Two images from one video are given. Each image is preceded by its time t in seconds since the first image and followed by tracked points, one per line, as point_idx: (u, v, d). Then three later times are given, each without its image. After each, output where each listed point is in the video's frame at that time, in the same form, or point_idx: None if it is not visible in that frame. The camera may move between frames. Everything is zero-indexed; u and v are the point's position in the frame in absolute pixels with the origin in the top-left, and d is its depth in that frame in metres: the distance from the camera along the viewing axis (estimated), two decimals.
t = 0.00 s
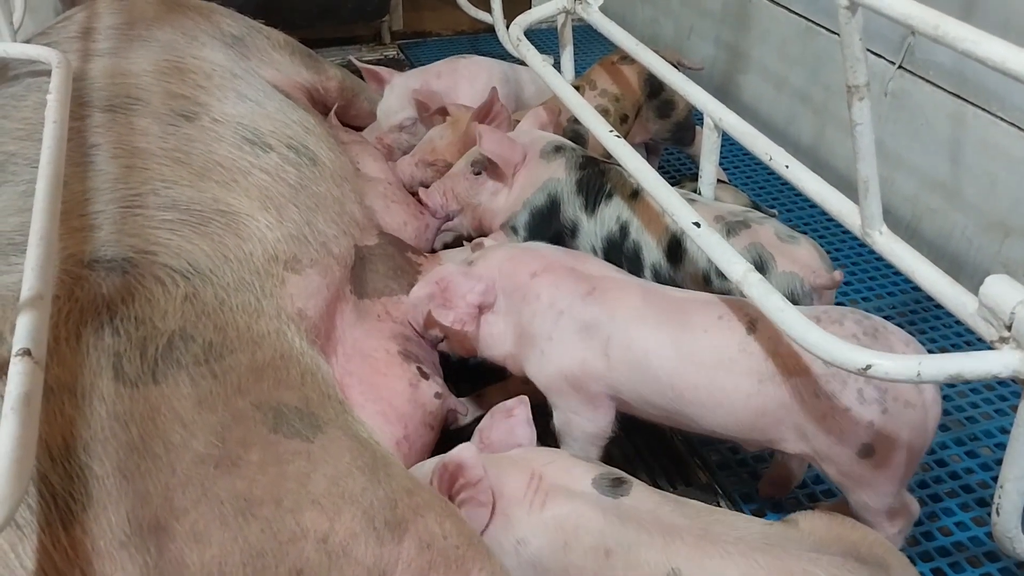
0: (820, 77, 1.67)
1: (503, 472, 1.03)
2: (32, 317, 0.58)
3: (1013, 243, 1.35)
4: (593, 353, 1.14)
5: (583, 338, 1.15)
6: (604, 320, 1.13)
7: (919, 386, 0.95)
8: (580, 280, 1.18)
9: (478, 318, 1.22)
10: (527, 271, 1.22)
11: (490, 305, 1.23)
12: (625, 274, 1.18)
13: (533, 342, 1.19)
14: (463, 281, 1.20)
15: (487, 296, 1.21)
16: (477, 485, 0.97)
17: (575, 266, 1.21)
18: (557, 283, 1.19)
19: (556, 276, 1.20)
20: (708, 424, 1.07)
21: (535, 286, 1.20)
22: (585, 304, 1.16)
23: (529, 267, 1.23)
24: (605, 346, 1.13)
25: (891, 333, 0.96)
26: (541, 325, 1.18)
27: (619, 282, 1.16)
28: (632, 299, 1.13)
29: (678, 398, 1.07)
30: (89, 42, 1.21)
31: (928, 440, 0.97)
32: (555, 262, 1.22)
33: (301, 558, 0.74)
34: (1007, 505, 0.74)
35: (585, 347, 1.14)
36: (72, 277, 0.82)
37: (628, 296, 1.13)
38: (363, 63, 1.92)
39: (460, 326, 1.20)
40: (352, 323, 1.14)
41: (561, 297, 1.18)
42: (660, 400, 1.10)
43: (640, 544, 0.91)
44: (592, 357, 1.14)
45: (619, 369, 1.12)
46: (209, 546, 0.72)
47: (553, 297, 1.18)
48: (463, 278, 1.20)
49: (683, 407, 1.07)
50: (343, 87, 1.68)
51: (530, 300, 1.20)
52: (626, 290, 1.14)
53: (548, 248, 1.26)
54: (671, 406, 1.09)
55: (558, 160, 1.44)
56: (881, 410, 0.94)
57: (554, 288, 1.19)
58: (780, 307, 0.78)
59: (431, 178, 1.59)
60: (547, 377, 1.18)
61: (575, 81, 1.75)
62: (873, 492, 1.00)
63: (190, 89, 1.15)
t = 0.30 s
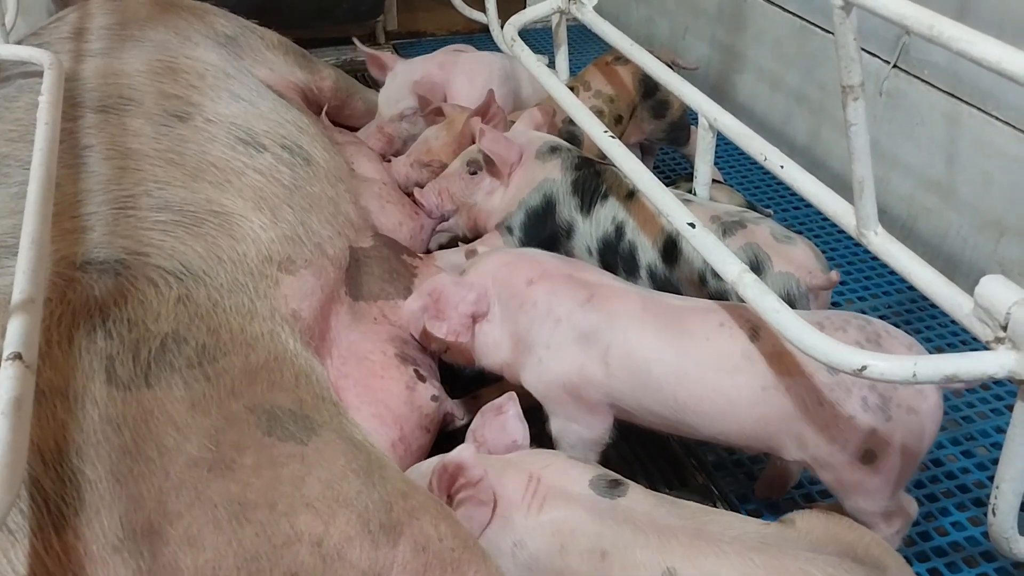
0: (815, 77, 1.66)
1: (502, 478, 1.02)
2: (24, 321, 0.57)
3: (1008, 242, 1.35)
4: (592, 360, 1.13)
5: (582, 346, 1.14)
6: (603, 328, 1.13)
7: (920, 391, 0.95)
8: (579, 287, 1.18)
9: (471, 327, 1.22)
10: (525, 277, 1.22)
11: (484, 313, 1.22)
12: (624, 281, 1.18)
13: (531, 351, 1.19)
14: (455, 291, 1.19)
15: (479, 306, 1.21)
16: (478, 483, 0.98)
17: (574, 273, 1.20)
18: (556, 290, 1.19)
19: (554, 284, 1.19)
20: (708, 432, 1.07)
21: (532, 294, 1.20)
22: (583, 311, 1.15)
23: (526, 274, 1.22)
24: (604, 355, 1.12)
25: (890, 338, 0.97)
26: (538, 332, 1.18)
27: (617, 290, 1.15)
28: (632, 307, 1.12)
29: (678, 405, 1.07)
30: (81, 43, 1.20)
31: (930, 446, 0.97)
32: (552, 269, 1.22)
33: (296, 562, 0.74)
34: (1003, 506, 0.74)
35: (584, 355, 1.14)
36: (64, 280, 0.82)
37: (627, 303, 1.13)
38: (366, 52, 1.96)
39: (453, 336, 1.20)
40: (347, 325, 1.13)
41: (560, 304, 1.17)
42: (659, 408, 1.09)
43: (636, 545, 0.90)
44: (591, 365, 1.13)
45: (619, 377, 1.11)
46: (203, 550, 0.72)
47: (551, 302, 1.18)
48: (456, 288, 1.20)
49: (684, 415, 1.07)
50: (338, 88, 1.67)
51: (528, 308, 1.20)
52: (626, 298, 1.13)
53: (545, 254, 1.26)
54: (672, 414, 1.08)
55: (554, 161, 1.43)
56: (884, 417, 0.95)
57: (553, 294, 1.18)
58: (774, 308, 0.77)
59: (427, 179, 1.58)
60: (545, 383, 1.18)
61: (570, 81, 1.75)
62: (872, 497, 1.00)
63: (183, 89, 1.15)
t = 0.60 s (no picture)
0: (814, 78, 1.66)
1: (503, 483, 1.02)
2: (21, 323, 0.57)
3: (1008, 243, 1.35)
4: (594, 367, 1.12)
5: (583, 353, 1.14)
6: (606, 334, 1.13)
7: (929, 406, 0.95)
8: (585, 296, 1.18)
9: (477, 347, 1.22)
10: (532, 290, 1.23)
11: (491, 335, 1.22)
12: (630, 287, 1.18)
13: (536, 359, 1.18)
14: (465, 310, 1.20)
15: (486, 327, 1.21)
16: (478, 486, 0.97)
17: (579, 282, 1.22)
18: (563, 299, 1.19)
19: (559, 294, 1.20)
20: (713, 440, 1.06)
21: (538, 305, 1.21)
22: (587, 317, 1.16)
23: (534, 286, 1.24)
24: (605, 361, 1.12)
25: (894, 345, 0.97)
26: (543, 338, 1.18)
27: (623, 299, 1.15)
28: (636, 313, 1.12)
29: (683, 412, 1.06)
30: (80, 43, 1.20)
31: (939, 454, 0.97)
32: (559, 282, 1.23)
33: (293, 564, 0.73)
34: (1002, 508, 0.74)
35: (584, 362, 1.13)
36: (62, 281, 0.82)
37: (631, 311, 1.13)
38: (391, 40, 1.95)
39: (457, 355, 1.20)
40: (345, 326, 1.13)
41: (564, 311, 1.18)
42: (662, 416, 1.08)
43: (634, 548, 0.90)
44: (591, 372, 1.13)
45: (620, 384, 1.10)
46: (199, 552, 0.71)
47: (557, 311, 1.19)
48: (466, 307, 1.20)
49: (688, 422, 1.06)
50: (337, 89, 1.67)
51: (535, 317, 1.20)
52: (631, 304, 1.14)
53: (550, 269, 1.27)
54: (677, 422, 1.07)
55: (553, 162, 1.43)
56: (895, 430, 0.94)
57: (558, 302, 1.19)
58: (773, 310, 0.77)
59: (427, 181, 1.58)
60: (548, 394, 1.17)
61: (569, 82, 1.75)
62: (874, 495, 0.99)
63: (182, 89, 1.15)
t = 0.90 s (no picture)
0: (814, 78, 1.66)
1: (509, 480, 1.02)
2: (21, 322, 0.57)
3: (1008, 243, 1.34)
4: (620, 367, 1.10)
5: (607, 355, 1.11)
6: (627, 333, 1.10)
7: (935, 401, 0.95)
8: (600, 297, 1.15)
9: (496, 367, 1.22)
10: (543, 306, 1.21)
11: (508, 352, 1.22)
12: (647, 283, 1.16)
13: (557, 366, 1.16)
14: (479, 335, 1.21)
15: (504, 348, 1.21)
16: (478, 478, 0.98)
17: (593, 282, 1.19)
18: (579, 305, 1.16)
19: (573, 302, 1.18)
20: (731, 428, 1.07)
21: (552, 317, 1.19)
22: (610, 319, 1.12)
23: (544, 300, 1.22)
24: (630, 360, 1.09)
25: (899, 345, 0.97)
26: (564, 347, 1.15)
27: (641, 296, 1.13)
28: (654, 312, 1.10)
29: (701, 406, 1.06)
30: (79, 42, 1.20)
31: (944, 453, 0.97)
32: (569, 289, 1.20)
33: (293, 564, 0.73)
34: (1003, 508, 0.74)
35: (608, 362, 1.11)
36: (61, 280, 0.82)
37: (651, 308, 1.11)
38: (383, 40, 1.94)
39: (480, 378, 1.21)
40: (345, 327, 1.13)
41: (583, 317, 1.15)
42: (684, 411, 1.08)
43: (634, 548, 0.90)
44: (618, 372, 1.10)
45: (645, 382, 1.09)
46: (198, 552, 0.71)
47: (576, 319, 1.15)
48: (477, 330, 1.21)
49: (702, 414, 1.06)
50: (337, 88, 1.67)
51: (549, 330, 1.18)
52: (654, 302, 1.11)
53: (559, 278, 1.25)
54: (696, 416, 1.07)
55: (554, 162, 1.43)
56: (900, 421, 0.95)
57: (576, 310, 1.16)
58: (774, 311, 0.77)
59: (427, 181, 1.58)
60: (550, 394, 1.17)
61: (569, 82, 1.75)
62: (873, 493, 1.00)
63: (181, 88, 1.15)
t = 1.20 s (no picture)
0: (813, 78, 1.66)
1: (515, 466, 1.03)
2: (20, 324, 0.57)
3: (1007, 243, 1.34)
4: (605, 377, 1.10)
5: (591, 364, 1.11)
6: (613, 344, 1.10)
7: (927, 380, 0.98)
8: (585, 303, 1.15)
9: (468, 360, 1.19)
10: (525, 302, 1.19)
11: (482, 346, 1.19)
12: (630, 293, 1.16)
13: (537, 370, 1.15)
14: (453, 324, 1.16)
15: (477, 339, 1.18)
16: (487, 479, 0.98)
17: (576, 289, 1.19)
18: (560, 308, 1.16)
19: (554, 305, 1.17)
20: (726, 437, 1.06)
21: (533, 316, 1.17)
22: (592, 327, 1.13)
23: (524, 298, 1.20)
24: (615, 370, 1.10)
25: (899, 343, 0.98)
26: (544, 351, 1.15)
27: (622, 305, 1.13)
28: (641, 319, 1.11)
29: (697, 415, 1.05)
30: (79, 43, 1.20)
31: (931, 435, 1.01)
32: (550, 291, 1.19)
33: (293, 565, 0.73)
34: (1002, 509, 0.74)
35: (593, 373, 1.11)
36: (60, 282, 0.82)
37: (635, 318, 1.11)
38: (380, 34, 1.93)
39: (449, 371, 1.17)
40: (345, 329, 1.13)
41: (565, 321, 1.14)
42: (672, 419, 1.07)
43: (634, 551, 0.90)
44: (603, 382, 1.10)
45: (632, 393, 1.09)
46: (199, 554, 0.71)
47: (556, 321, 1.15)
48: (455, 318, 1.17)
49: (700, 422, 1.05)
50: (336, 89, 1.67)
51: (530, 331, 1.17)
52: (638, 310, 1.12)
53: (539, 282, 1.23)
54: (689, 426, 1.07)
55: (553, 166, 1.43)
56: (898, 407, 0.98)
57: (556, 313, 1.16)
58: (773, 311, 0.77)
59: (426, 183, 1.58)
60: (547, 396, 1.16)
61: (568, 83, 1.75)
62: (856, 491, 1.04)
63: (181, 90, 1.15)
